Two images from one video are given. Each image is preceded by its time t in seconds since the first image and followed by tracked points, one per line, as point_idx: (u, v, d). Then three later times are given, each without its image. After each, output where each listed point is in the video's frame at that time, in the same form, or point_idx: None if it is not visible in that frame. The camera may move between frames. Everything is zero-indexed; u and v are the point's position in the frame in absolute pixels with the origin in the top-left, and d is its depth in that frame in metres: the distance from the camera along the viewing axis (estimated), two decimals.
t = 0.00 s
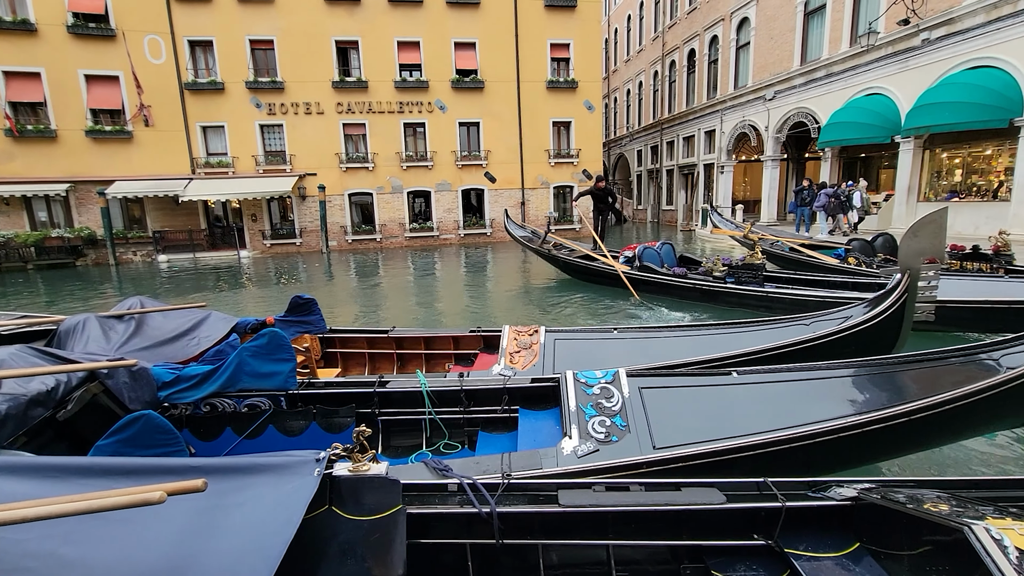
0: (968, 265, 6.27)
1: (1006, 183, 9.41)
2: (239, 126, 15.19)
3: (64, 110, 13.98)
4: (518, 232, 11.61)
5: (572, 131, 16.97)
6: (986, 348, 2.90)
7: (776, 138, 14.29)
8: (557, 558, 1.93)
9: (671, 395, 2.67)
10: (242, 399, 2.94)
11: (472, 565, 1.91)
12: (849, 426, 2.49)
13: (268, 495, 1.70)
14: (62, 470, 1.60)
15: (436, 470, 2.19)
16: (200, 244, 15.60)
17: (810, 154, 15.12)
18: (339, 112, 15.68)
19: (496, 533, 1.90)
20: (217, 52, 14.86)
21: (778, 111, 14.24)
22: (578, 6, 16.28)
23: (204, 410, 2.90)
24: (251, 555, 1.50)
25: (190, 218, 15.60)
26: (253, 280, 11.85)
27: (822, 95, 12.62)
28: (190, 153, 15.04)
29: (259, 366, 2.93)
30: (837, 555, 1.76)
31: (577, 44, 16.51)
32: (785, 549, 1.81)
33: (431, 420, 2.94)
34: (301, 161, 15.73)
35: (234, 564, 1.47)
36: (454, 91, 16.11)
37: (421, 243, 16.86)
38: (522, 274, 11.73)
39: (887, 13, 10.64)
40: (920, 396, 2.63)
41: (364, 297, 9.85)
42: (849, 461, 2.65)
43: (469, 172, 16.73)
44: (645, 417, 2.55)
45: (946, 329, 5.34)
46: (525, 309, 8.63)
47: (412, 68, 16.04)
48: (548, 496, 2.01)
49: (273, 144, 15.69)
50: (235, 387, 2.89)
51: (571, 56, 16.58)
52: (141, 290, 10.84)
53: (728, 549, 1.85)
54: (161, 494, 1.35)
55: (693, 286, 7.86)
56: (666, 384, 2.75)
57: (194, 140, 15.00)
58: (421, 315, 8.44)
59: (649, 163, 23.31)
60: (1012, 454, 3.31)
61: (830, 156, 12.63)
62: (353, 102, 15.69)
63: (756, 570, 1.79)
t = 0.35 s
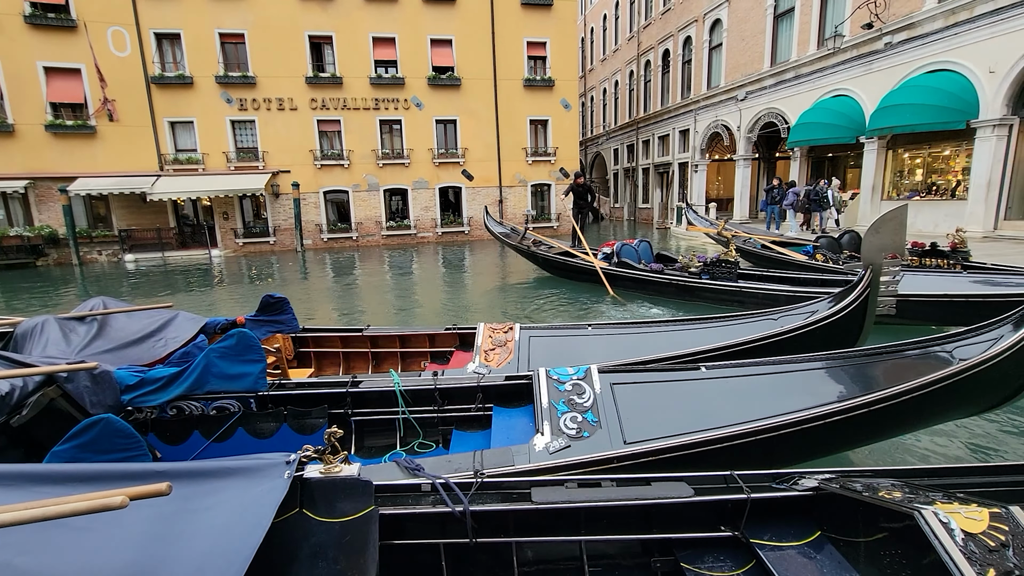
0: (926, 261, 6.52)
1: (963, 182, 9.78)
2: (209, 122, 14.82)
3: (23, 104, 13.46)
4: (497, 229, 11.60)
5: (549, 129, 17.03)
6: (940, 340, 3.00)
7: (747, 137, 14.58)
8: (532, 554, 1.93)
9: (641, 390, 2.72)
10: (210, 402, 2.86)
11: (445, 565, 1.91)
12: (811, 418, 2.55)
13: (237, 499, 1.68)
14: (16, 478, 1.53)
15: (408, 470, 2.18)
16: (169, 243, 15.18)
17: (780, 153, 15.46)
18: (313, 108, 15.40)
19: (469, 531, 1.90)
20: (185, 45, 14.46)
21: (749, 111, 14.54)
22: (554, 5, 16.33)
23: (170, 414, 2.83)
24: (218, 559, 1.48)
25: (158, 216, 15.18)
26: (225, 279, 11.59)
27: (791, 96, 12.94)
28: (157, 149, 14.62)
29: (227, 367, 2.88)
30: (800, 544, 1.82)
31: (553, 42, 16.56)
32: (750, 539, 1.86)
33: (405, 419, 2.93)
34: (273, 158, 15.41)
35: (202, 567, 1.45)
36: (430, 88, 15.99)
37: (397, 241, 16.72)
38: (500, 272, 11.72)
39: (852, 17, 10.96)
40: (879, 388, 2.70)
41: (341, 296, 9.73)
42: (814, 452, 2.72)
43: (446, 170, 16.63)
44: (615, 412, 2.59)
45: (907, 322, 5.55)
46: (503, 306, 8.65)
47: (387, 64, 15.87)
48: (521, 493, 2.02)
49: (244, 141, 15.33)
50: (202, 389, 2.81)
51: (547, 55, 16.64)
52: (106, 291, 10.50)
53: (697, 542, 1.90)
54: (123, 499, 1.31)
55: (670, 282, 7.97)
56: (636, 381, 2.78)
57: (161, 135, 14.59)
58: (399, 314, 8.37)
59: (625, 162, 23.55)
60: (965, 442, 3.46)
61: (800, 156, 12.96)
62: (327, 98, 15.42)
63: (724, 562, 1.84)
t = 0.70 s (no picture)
0: (885, 258, 6.77)
1: (919, 181, 10.17)
2: (173, 117, 14.37)
3: None
4: (474, 227, 11.57)
5: (523, 127, 17.05)
6: (897, 332, 3.11)
7: (717, 137, 14.89)
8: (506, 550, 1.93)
9: (611, 384, 2.76)
10: (174, 406, 2.77)
11: (418, 565, 1.90)
12: (774, 409, 2.63)
13: (202, 504, 1.64)
14: None
15: (378, 470, 2.15)
16: (132, 243, 14.66)
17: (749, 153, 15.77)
18: (283, 104, 15.08)
19: (441, 530, 1.89)
20: (147, 38, 13.99)
21: (718, 111, 14.84)
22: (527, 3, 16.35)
23: (131, 419, 2.72)
24: (182, 566, 1.44)
25: (121, 215, 14.67)
26: (193, 279, 11.26)
27: (758, 97, 13.25)
28: (118, 145, 14.12)
29: (191, 370, 2.81)
30: (763, 531, 1.87)
31: (526, 40, 16.58)
32: (717, 528, 1.90)
33: (376, 419, 2.91)
34: (241, 155, 15.03)
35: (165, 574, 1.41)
36: (403, 85, 15.81)
37: (372, 240, 16.52)
38: (476, 270, 11.69)
39: (815, 21, 11.28)
40: (839, 378, 2.80)
41: (314, 296, 9.57)
42: (778, 443, 2.80)
43: (421, 168, 16.48)
44: (586, 408, 2.62)
45: (869, 315, 5.76)
46: (480, 304, 8.63)
47: (359, 60, 15.64)
48: (493, 490, 2.01)
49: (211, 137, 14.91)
50: (165, 393, 2.75)
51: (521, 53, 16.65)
52: (66, 292, 10.08)
53: (666, 532, 1.93)
54: (78, 508, 1.26)
55: (645, 279, 8.08)
56: (608, 376, 2.81)
57: (122, 131, 14.11)
58: (374, 313, 8.28)
59: (599, 160, 23.74)
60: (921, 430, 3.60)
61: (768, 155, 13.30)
62: (298, 94, 15.11)
63: (692, 551, 1.87)
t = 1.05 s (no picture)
0: (847, 253, 7.00)
1: (879, 179, 10.52)
2: (134, 112, 13.91)
3: None
4: (452, 226, 11.54)
5: (497, 124, 17.02)
6: (857, 326, 3.22)
7: (688, 135, 15.14)
8: (481, 546, 1.91)
9: (581, 381, 2.79)
10: (134, 410, 2.69)
11: (390, 564, 1.87)
12: (740, 402, 2.69)
13: (162, 510, 1.58)
14: None
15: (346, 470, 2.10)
16: (93, 243, 14.12)
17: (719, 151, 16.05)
18: (251, 100, 14.71)
19: (413, 528, 1.86)
20: (106, 29, 13.50)
21: (689, 110, 15.08)
22: None
23: (89, 425, 2.62)
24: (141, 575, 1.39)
25: (80, 214, 14.16)
26: (159, 279, 10.93)
27: (727, 96, 13.52)
28: (76, 141, 13.64)
29: (152, 373, 2.69)
30: (729, 518, 1.91)
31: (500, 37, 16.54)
32: (685, 516, 1.94)
33: (346, 419, 2.87)
34: (208, 152, 14.64)
35: None
36: (376, 81, 15.59)
37: (345, 238, 16.28)
38: (452, 268, 11.64)
39: (781, 22, 11.55)
40: (802, 371, 2.88)
41: (287, 295, 9.41)
42: (745, 435, 2.86)
43: (395, 165, 16.28)
44: (557, 405, 2.63)
45: (834, 309, 5.94)
46: (456, 302, 8.60)
47: (330, 55, 15.35)
48: (465, 486, 1.99)
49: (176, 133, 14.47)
50: (125, 397, 2.63)
51: (495, 50, 16.60)
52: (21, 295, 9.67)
53: (636, 522, 1.95)
54: (26, 519, 1.20)
55: (621, 277, 8.17)
56: (578, 373, 2.83)
57: (80, 126, 13.62)
58: (348, 312, 8.17)
59: (574, 157, 23.86)
60: (880, 418, 3.75)
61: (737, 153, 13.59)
62: (266, 89, 14.76)
63: (661, 539, 1.90)
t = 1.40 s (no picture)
0: (809, 248, 7.22)
1: (840, 177, 10.89)
2: (91, 106, 13.37)
3: None
4: (428, 224, 11.48)
5: (470, 122, 16.94)
6: (816, 320, 3.32)
7: (659, 133, 15.36)
8: (453, 543, 1.90)
9: (550, 378, 2.80)
10: (89, 417, 2.58)
11: (360, 565, 1.84)
12: (705, 396, 2.75)
13: (115, 519, 1.52)
14: None
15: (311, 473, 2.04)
16: (47, 242, 13.57)
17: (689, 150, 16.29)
18: (216, 94, 14.27)
19: (382, 528, 1.82)
20: (58, 19, 12.93)
21: (659, 109, 15.29)
22: None
23: (38, 433, 2.50)
24: None
25: (34, 212, 13.58)
26: (120, 280, 10.55)
27: (696, 95, 13.76)
28: (27, 136, 13.07)
29: (107, 378, 2.62)
30: (695, 508, 1.95)
31: (471, 33, 16.44)
32: (652, 508, 1.96)
33: (313, 422, 2.82)
34: (171, 148, 14.15)
35: None
36: (346, 76, 15.32)
37: (316, 237, 15.98)
38: (426, 266, 11.56)
39: (746, 23, 11.81)
40: (764, 365, 2.96)
41: (256, 294, 9.21)
42: (710, 429, 2.91)
43: (366, 162, 16.03)
44: (525, 403, 2.64)
45: (799, 302, 6.14)
46: (431, 300, 8.55)
47: (298, 49, 15.01)
48: (435, 485, 1.96)
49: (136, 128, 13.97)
50: (78, 404, 2.55)
51: (467, 46, 16.49)
52: None
53: (604, 515, 1.97)
54: None
55: (596, 273, 8.25)
56: (547, 371, 2.85)
57: (32, 120, 13.05)
58: (320, 312, 8.04)
59: (547, 155, 23.94)
60: (839, 409, 3.88)
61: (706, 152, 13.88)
62: (232, 84, 14.33)
63: (629, 531, 1.92)
